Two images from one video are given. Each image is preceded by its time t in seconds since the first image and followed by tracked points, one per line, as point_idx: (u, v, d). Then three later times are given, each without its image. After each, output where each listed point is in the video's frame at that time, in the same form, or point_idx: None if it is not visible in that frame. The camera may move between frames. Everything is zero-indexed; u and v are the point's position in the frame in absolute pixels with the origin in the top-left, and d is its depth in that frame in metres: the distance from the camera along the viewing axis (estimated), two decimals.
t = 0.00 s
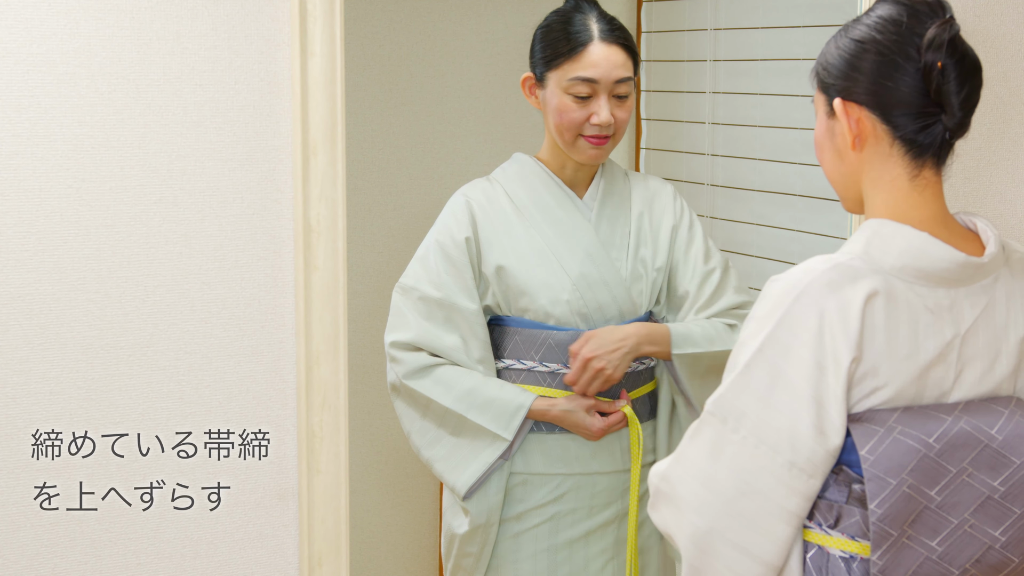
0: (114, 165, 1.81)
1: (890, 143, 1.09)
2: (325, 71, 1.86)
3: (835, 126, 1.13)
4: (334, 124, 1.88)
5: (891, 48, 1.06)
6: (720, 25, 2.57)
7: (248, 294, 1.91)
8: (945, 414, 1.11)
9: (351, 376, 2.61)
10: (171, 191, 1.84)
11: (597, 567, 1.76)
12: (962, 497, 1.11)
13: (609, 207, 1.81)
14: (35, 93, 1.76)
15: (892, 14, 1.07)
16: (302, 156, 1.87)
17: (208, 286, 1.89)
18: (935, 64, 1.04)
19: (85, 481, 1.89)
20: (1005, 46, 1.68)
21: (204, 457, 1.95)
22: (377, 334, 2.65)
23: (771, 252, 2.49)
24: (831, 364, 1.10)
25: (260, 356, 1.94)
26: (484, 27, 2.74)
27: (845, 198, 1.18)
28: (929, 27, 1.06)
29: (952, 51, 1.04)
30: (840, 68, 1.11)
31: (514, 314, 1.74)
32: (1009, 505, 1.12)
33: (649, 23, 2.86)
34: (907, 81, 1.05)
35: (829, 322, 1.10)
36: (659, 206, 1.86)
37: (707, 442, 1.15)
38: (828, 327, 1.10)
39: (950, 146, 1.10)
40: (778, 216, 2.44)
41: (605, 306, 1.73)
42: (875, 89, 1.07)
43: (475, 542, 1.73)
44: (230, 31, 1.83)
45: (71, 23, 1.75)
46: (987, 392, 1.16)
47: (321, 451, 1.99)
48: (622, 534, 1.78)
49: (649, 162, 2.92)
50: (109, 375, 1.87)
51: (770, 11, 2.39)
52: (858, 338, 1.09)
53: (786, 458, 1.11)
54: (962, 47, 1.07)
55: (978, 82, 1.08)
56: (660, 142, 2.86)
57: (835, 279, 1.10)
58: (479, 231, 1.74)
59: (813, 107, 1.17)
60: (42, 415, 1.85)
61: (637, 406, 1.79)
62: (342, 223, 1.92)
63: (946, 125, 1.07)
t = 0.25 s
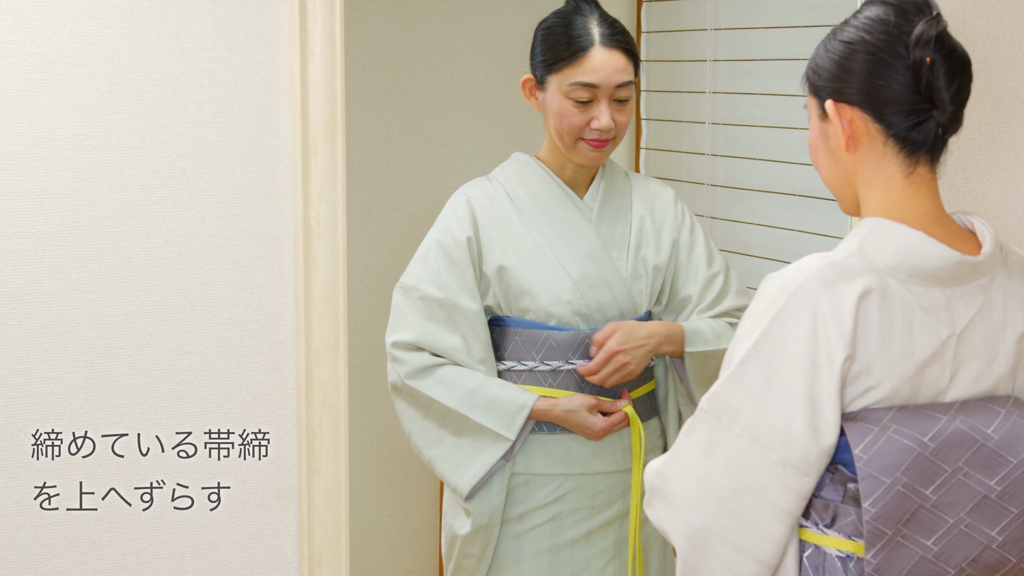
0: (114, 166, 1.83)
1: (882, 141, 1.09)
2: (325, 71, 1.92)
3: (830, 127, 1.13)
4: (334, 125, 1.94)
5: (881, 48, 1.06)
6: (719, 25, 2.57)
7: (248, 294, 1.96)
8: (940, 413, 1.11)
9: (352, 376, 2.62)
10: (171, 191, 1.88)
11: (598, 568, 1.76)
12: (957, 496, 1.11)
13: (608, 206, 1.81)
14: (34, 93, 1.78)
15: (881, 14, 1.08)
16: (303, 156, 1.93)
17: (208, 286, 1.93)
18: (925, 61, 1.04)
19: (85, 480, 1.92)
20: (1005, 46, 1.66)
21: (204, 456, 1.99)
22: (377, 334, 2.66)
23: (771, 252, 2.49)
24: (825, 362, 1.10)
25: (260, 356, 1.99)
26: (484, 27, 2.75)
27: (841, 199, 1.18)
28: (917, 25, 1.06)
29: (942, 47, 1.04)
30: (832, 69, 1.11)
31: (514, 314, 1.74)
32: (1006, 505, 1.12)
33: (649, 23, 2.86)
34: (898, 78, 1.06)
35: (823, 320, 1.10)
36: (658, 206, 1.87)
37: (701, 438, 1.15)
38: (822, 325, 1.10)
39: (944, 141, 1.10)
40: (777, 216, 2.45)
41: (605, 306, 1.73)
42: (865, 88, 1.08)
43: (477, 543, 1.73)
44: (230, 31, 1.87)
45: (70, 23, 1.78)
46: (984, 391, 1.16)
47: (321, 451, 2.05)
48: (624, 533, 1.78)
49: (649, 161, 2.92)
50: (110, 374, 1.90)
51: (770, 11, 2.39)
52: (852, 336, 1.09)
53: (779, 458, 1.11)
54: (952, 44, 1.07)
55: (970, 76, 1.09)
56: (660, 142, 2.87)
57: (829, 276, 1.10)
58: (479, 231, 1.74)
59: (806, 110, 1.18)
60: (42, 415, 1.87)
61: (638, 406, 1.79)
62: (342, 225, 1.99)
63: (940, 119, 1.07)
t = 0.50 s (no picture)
0: (114, 166, 1.84)
1: (871, 141, 1.09)
2: (325, 71, 1.93)
3: (820, 131, 1.14)
4: (333, 125, 1.96)
5: (866, 50, 1.07)
6: (719, 25, 2.57)
7: (248, 294, 1.96)
8: (941, 412, 1.11)
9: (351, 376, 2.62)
10: (171, 191, 1.88)
11: (593, 569, 1.76)
12: (958, 494, 1.11)
13: (608, 207, 1.82)
14: (34, 93, 1.78)
15: (864, 16, 1.08)
16: (303, 155, 1.94)
17: (208, 286, 1.94)
18: (910, 60, 1.05)
19: (85, 480, 1.92)
20: (1006, 46, 1.65)
21: (203, 456, 1.99)
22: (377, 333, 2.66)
23: (771, 252, 2.49)
24: (826, 361, 1.10)
25: (260, 356, 1.99)
26: (484, 27, 2.75)
27: (837, 203, 1.18)
28: (899, 24, 1.07)
29: (924, 45, 1.05)
30: (820, 72, 1.12)
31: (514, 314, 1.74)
32: (1005, 502, 1.12)
33: (649, 23, 2.86)
34: (885, 78, 1.06)
35: (824, 319, 1.10)
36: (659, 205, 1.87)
37: (704, 439, 1.15)
38: (822, 325, 1.10)
39: (934, 138, 1.10)
40: (778, 216, 2.45)
41: (603, 306, 1.73)
42: (853, 90, 1.08)
43: (470, 542, 1.73)
44: (229, 30, 1.87)
45: (70, 23, 1.78)
46: (982, 389, 1.16)
47: (321, 451, 2.06)
48: (620, 534, 1.77)
49: (649, 162, 2.92)
50: (109, 374, 1.90)
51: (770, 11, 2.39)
52: (853, 334, 1.09)
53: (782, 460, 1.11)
54: (935, 42, 1.08)
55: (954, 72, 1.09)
56: (660, 142, 2.87)
57: (827, 277, 1.10)
58: (478, 231, 1.74)
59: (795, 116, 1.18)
60: (42, 415, 1.87)
61: (633, 409, 1.78)
62: (342, 227, 2.01)
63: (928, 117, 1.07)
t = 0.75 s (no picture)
0: (114, 166, 1.84)
1: (867, 141, 1.09)
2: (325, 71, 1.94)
3: (816, 132, 1.14)
4: (333, 125, 1.97)
5: (861, 49, 1.07)
6: (719, 25, 2.57)
7: (248, 294, 1.96)
8: (936, 412, 1.11)
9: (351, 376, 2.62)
10: (171, 191, 1.88)
11: (592, 569, 1.76)
12: (954, 494, 1.11)
13: (607, 207, 1.82)
14: (34, 93, 1.78)
15: (859, 17, 1.08)
16: (303, 155, 1.94)
17: (208, 286, 1.94)
18: (904, 58, 1.05)
19: (85, 480, 1.92)
20: (1005, 46, 1.64)
21: (203, 456, 1.99)
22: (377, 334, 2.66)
23: (770, 252, 2.49)
24: (822, 360, 1.10)
25: (260, 356, 1.99)
26: (484, 27, 2.75)
27: (834, 204, 1.18)
28: (893, 22, 1.07)
29: (919, 42, 1.05)
30: (816, 73, 1.12)
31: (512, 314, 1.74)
32: (1001, 502, 1.11)
33: (649, 23, 2.86)
34: (880, 78, 1.06)
35: (820, 318, 1.10)
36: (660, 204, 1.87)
37: (699, 438, 1.15)
38: (818, 323, 1.10)
39: (929, 137, 1.10)
40: (777, 216, 2.45)
41: (602, 306, 1.73)
42: (849, 91, 1.08)
43: (469, 543, 1.73)
44: (229, 30, 1.87)
45: (70, 23, 1.78)
46: (979, 388, 1.16)
47: (321, 451, 2.06)
48: (619, 535, 1.78)
49: (649, 161, 2.92)
50: (109, 374, 1.90)
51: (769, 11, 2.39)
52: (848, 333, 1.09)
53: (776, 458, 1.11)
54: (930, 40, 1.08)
55: (949, 71, 1.09)
56: (660, 142, 2.87)
57: (823, 275, 1.10)
58: (478, 231, 1.74)
59: (792, 118, 1.18)
60: (42, 415, 1.87)
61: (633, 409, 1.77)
62: (342, 226, 2.01)
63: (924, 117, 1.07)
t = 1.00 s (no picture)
0: (114, 166, 1.84)
1: (863, 141, 1.09)
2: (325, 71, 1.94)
3: (813, 133, 1.14)
4: (333, 125, 1.97)
5: (858, 50, 1.07)
6: (719, 25, 2.57)
7: (248, 294, 1.96)
8: (935, 412, 1.11)
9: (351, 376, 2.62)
10: (171, 191, 1.88)
11: (592, 569, 1.76)
12: (953, 493, 1.11)
13: (606, 207, 1.82)
14: (34, 93, 1.78)
15: (855, 17, 1.08)
16: (303, 155, 1.94)
17: (208, 286, 1.94)
18: (899, 58, 1.05)
19: (85, 480, 1.92)
20: (1005, 45, 1.64)
21: (203, 456, 1.99)
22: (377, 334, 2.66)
23: (770, 252, 2.49)
24: (820, 360, 1.10)
25: (260, 356, 1.99)
26: (484, 27, 2.75)
27: (833, 204, 1.18)
28: (890, 23, 1.07)
29: (913, 43, 1.05)
30: (813, 73, 1.12)
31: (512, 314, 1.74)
32: (1000, 501, 1.11)
33: (649, 23, 2.86)
34: (876, 78, 1.06)
35: (818, 319, 1.09)
36: (655, 198, 1.88)
37: (698, 439, 1.15)
38: (816, 323, 1.09)
39: (926, 137, 1.10)
40: (777, 216, 2.45)
41: (601, 306, 1.73)
42: (845, 91, 1.08)
43: (469, 543, 1.73)
44: (229, 30, 1.87)
45: (70, 23, 1.78)
46: (978, 388, 1.16)
47: (321, 451, 2.07)
48: (619, 534, 1.78)
49: (649, 161, 2.92)
50: (109, 374, 1.90)
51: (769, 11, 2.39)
52: (846, 333, 1.08)
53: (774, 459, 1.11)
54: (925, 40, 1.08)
55: (945, 70, 1.09)
56: (659, 142, 2.87)
57: (820, 275, 1.10)
58: (476, 232, 1.74)
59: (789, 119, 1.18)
60: (42, 415, 1.87)
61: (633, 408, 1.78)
62: (342, 227, 2.02)
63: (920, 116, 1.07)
